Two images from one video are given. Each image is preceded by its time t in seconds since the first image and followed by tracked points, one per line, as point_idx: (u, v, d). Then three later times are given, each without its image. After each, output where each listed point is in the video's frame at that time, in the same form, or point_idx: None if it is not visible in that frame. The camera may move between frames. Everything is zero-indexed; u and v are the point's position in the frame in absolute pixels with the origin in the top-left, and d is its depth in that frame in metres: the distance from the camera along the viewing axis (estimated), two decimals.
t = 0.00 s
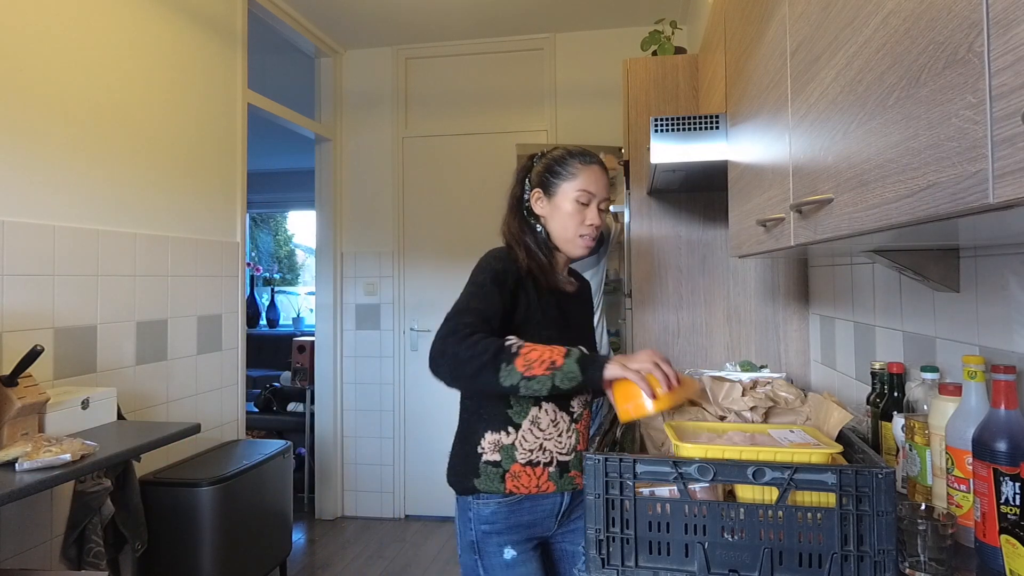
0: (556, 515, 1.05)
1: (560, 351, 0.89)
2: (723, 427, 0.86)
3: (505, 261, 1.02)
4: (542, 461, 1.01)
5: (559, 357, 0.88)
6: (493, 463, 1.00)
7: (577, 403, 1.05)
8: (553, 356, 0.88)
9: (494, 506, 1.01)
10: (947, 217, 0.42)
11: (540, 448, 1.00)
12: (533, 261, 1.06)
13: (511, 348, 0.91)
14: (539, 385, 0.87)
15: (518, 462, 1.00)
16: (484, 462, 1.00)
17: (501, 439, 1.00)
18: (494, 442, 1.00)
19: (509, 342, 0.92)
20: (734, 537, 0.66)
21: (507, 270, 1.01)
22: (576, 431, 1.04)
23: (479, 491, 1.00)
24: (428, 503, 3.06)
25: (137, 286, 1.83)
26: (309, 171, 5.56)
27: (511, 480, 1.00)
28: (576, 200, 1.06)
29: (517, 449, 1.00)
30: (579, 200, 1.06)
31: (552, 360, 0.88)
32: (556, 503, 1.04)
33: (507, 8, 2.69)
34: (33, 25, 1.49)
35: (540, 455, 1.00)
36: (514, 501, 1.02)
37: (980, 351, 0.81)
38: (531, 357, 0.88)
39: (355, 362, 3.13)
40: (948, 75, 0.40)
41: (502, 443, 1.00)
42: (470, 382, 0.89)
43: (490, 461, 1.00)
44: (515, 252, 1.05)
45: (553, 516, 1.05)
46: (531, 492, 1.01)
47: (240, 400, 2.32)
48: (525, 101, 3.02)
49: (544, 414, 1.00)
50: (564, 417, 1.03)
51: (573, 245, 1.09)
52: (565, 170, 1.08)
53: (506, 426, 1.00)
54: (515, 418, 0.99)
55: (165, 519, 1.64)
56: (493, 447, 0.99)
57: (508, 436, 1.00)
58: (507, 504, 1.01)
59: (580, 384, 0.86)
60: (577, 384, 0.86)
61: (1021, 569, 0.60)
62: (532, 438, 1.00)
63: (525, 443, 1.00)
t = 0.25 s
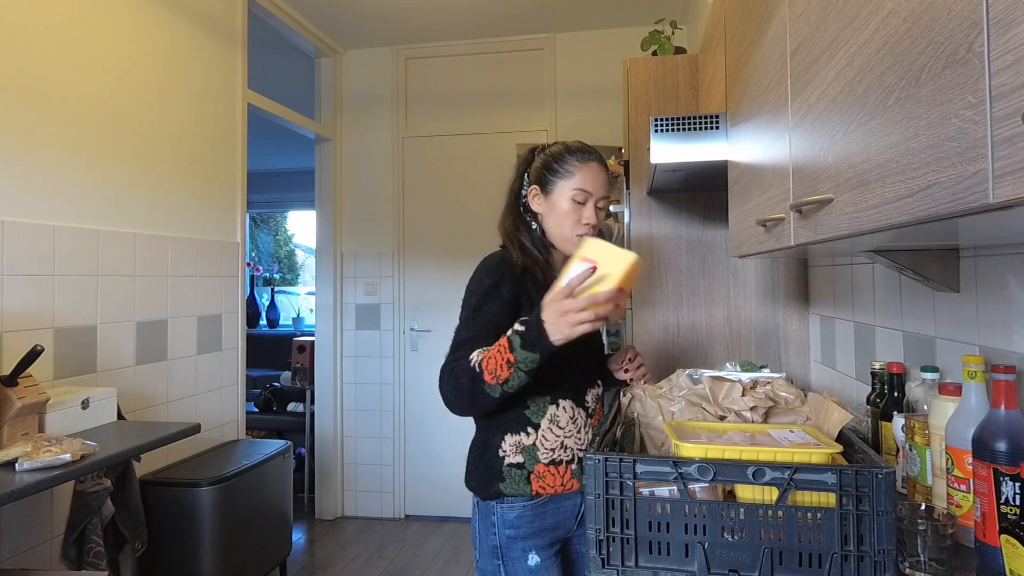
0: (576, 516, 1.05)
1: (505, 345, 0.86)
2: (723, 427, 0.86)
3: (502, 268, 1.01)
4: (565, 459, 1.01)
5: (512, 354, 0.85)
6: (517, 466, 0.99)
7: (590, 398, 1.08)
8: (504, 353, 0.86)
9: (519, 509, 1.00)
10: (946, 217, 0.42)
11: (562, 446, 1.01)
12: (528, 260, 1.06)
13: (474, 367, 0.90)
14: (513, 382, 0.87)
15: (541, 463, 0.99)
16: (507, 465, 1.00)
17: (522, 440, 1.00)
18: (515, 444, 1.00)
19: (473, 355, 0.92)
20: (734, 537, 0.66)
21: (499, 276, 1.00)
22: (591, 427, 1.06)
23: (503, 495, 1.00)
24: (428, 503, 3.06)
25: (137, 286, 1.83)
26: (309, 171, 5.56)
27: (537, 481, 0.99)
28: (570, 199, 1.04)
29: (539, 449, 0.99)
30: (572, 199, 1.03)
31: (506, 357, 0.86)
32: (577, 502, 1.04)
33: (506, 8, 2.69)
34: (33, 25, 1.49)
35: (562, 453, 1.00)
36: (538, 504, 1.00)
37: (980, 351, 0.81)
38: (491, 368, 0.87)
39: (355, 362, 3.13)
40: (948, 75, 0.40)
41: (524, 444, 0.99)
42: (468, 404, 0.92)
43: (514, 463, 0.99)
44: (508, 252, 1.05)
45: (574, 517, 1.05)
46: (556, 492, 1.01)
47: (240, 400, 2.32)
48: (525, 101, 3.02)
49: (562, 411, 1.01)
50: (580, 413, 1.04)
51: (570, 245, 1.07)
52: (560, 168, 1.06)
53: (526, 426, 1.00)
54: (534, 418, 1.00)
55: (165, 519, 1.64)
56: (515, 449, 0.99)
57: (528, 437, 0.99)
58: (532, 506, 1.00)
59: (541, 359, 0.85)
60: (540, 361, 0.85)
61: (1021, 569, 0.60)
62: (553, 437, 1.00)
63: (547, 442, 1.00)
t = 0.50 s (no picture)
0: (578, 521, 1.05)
1: (492, 342, 0.85)
2: (723, 427, 0.87)
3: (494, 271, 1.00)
4: (567, 461, 1.01)
5: (499, 350, 0.84)
6: (517, 469, 1.00)
7: (591, 397, 1.08)
8: (491, 350, 0.85)
9: (520, 514, 1.00)
10: (946, 217, 0.42)
11: (563, 448, 1.01)
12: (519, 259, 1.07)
13: (470, 370, 0.90)
14: (508, 376, 0.85)
15: (543, 466, 1.00)
16: (508, 469, 1.00)
17: (522, 443, 1.00)
18: (516, 447, 1.00)
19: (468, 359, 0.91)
20: (734, 537, 0.66)
21: (491, 278, 0.99)
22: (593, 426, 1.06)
23: (505, 499, 1.00)
24: (428, 503, 3.06)
25: (137, 287, 1.83)
26: (309, 171, 5.56)
27: (539, 484, 1.00)
28: (562, 197, 1.04)
29: (540, 452, 1.00)
30: (562, 197, 1.03)
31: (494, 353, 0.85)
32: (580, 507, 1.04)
33: (507, 8, 2.69)
34: (33, 25, 1.49)
35: (564, 455, 1.01)
36: (540, 508, 1.00)
37: (980, 351, 0.81)
38: (484, 367, 0.86)
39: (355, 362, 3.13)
40: (948, 75, 0.40)
41: (524, 448, 1.00)
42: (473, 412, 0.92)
43: (515, 467, 1.00)
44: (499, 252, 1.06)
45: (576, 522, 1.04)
46: (559, 495, 1.01)
47: (240, 400, 2.32)
48: (525, 101, 3.02)
49: (563, 412, 1.01)
50: (582, 413, 1.05)
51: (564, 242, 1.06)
52: (550, 165, 1.06)
53: (527, 429, 1.00)
54: (534, 421, 1.00)
55: (165, 519, 1.64)
56: (516, 452, 0.99)
57: (529, 440, 1.00)
58: (534, 511, 1.00)
59: (531, 344, 0.83)
60: (530, 348, 0.83)
61: (1021, 569, 0.60)
62: (554, 439, 1.00)
63: (547, 445, 1.00)
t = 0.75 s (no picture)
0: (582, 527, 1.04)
1: (496, 367, 0.84)
2: (723, 427, 0.87)
3: (487, 280, 0.99)
4: (569, 467, 1.01)
5: (503, 375, 0.83)
6: (520, 475, 1.00)
7: (592, 401, 1.08)
8: (496, 373, 0.85)
9: (523, 519, 1.00)
10: (946, 217, 0.42)
11: (565, 454, 1.00)
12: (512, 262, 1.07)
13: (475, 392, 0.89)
14: (514, 400, 0.85)
15: (545, 472, 1.00)
16: (510, 476, 1.00)
17: (523, 450, 1.00)
18: (517, 453, 1.00)
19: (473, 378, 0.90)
20: (734, 537, 0.66)
21: (485, 288, 0.98)
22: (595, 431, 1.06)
23: (507, 505, 1.00)
24: (428, 503, 3.06)
25: (137, 287, 1.83)
26: (309, 171, 5.57)
27: (541, 491, 0.99)
28: (547, 191, 1.03)
29: (541, 458, 1.00)
30: (547, 192, 1.03)
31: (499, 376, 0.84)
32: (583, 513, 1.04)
33: (507, 8, 2.69)
34: (33, 25, 1.49)
35: (566, 461, 1.00)
36: (543, 514, 1.00)
37: (980, 351, 0.81)
38: (489, 391, 0.85)
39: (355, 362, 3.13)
40: (948, 74, 0.40)
41: (525, 454, 1.00)
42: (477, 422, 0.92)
43: (516, 473, 1.00)
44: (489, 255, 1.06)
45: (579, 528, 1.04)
46: (563, 502, 1.00)
47: (240, 400, 2.32)
48: (525, 101, 3.02)
49: (563, 419, 1.01)
50: (584, 419, 1.04)
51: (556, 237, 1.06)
52: (533, 162, 1.06)
53: (528, 436, 1.00)
54: (534, 427, 1.00)
55: (165, 519, 1.64)
56: (517, 459, 0.99)
57: (529, 447, 1.00)
58: (537, 517, 1.00)
59: (535, 368, 0.83)
60: (535, 372, 0.83)
61: (1021, 569, 0.60)
62: (555, 445, 1.00)
63: (548, 451, 1.00)
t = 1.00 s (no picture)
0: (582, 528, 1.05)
1: (510, 361, 0.84)
2: (723, 427, 0.87)
3: (484, 283, 0.99)
4: (569, 470, 1.00)
5: (517, 368, 0.83)
6: (520, 478, 1.00)
7: (592, 403, 1.08)
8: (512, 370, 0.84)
9: (524, 521, 1.00)
10: (946, 217, 0.42)
11: (566, 457, 1.00)
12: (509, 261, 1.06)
13: (485, 391, 0.88)
14: (527, 395, 0.84)
15: (546, 475, 0.99)
16: (510, 479, 1.00)
17: (523, 453, 0.99)
18: (517, 457, 1.00)
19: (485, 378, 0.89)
20: (734, 537, 0.66)
21: (484, 290, 0.98)
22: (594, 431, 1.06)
23: (508, 507, 1.00)
24: (428, 503, 3.06)
25: (137, 287, 1.83)
26: (309, 171, 5.57)
27: (542, 494, 0.99)
28: (543, 189, 1.03)
29: (541, 461, 0.99)
30: (544, 189, 1.03)
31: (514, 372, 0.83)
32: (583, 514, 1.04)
33: (507, 8, 2.69)
34: (32, 25, 1.49)
35: (567, 463, 1.00)
36: (544, 515, 1.00)
37: (980, 351, 0.81)
38: (502, 387, 0.84)
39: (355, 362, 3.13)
40: (948, 75, 0.40)
41: (525, 457, 0.99)
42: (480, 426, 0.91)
43: (516, 476, 1.00)
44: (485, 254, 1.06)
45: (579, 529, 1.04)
46: (563, 503, 1.01)
47: (240, 400, 2.32)
48: (525, 101, 3.02)
49: (563, 421, 1.00)
50: (584, 420, 1.04)
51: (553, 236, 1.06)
52: (529, 161, 1.06)
53: (527, 439, 1.00)
54: (534, 430, 0.99)
55: (165, 519, 1.64)
56: (517, 462, 0.99)
57: (530, 449, 0.99)
58: (538, 518, 1.00)
59: (550, 362, 0.82)
60: (549, 365, 0.82)
61: (1021, 569, 0.60)
62: (555, 448, 0.99)
63: (549, 454, 0.99)
